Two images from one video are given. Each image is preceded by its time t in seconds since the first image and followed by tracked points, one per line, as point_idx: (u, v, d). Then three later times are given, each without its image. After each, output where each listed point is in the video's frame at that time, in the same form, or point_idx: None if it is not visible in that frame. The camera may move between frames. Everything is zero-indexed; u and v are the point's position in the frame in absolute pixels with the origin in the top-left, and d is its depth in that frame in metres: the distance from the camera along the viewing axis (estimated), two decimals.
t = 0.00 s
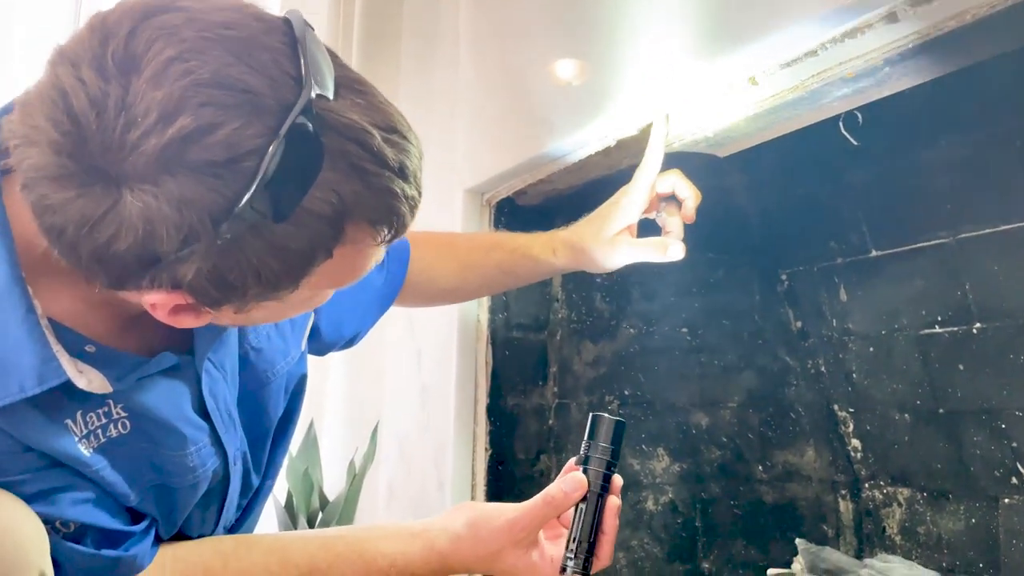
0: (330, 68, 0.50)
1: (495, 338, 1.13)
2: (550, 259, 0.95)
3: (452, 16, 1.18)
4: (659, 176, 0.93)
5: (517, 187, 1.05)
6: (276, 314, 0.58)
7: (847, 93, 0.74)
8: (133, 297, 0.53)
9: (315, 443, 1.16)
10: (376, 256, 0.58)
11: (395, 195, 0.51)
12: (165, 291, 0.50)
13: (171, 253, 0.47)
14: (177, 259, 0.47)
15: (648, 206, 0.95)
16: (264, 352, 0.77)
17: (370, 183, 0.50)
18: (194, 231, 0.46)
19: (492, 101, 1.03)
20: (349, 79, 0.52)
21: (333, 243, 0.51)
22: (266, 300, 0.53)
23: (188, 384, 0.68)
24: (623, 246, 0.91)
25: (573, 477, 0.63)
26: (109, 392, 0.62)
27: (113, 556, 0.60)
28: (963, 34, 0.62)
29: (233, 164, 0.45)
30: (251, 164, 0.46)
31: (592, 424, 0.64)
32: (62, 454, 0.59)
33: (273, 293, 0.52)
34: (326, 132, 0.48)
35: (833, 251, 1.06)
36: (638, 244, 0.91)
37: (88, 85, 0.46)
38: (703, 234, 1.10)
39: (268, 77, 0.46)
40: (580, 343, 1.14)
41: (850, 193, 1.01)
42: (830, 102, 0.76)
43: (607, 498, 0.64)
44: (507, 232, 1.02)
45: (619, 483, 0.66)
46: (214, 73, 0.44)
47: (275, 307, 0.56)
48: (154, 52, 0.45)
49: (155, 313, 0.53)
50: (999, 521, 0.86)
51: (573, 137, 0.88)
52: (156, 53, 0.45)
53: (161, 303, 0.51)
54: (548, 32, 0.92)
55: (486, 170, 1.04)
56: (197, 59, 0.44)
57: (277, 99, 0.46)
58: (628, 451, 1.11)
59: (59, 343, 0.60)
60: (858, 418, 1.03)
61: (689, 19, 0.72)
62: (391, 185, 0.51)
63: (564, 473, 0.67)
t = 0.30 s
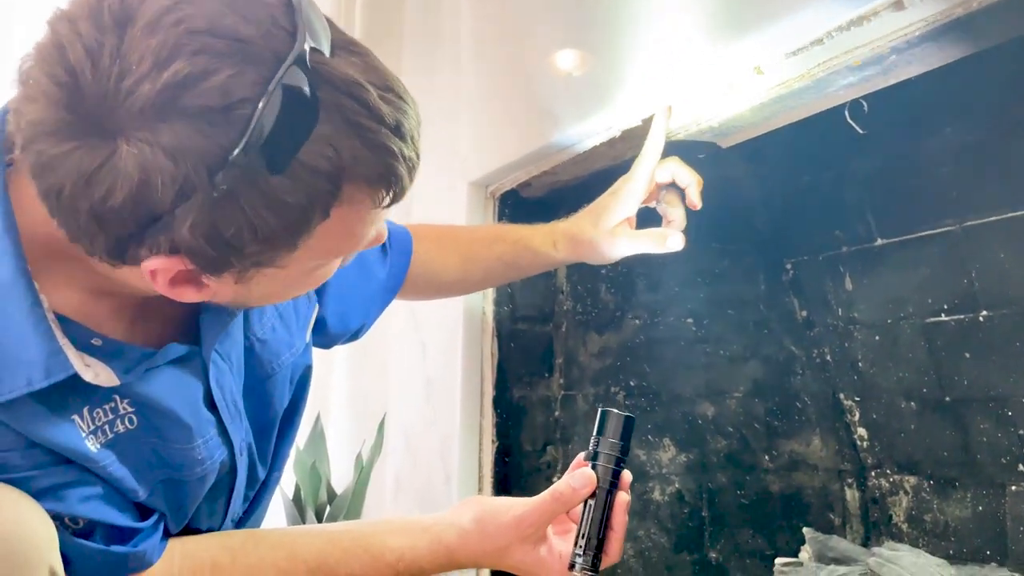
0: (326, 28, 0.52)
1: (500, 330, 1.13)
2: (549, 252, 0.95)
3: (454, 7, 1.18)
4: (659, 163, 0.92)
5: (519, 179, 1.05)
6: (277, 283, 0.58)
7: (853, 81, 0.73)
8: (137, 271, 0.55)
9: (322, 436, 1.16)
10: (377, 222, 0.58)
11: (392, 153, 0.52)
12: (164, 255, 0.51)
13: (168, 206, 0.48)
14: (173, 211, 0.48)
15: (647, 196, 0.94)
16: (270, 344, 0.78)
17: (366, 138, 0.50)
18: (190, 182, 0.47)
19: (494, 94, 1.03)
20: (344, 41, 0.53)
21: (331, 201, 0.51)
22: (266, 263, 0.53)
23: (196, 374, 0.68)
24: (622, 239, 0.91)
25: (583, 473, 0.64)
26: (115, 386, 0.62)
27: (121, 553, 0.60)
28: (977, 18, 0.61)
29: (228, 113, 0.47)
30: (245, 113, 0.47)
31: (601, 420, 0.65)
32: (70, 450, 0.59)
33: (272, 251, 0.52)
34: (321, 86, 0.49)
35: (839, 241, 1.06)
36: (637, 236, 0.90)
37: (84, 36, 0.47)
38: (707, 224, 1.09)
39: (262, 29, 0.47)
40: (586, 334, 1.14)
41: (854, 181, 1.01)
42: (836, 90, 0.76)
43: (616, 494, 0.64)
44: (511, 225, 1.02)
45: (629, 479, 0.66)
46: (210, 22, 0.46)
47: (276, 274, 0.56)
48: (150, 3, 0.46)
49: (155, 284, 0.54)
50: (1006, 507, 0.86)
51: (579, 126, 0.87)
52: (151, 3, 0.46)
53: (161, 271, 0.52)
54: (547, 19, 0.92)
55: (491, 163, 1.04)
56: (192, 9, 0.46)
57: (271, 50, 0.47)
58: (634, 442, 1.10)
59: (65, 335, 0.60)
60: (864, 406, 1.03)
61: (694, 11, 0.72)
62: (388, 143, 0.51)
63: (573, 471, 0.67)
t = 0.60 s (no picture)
0: None
1: (504, 321, 1.12)
2: (561, 241, 0.94)
3: None
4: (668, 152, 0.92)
5: (523, 169, 1.04)
6: (265, 241, 0.58)
7: (859, 67, 0.73)
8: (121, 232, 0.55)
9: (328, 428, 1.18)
10: (361, 172, 0.57)
11: (370, 80, 0.51)
12: (142, 199, 0.51)
13: (133, 129, 0.48)
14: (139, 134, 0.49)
15: (658, 185, 0.94)
16: (274, 336, 0.78)
17: (339, 61, 0.50)
18: (156, 102, 0.48)
19: (496, 82, 1.02)
20: None
21: (306, 129, 0.50)
22: (246, 204, 0.53)
23: (202, 368, 0.68)
24: (630, 228, 0.93)
25: (594, 470, 0.64)
26: (122, 379, 0.61)
27: (131, 546, 0.60)
28: None
29: (190, 27, 0.48)
30: (206, 27, 0.48)
31: (611, 416, 0.66)
32: (78, 446, 0.59)
33: (247, 182, 0.51)
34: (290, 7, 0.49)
35: (844, 229, 1.04)
36: (645, 225, 0.92)
37: None
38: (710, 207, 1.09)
39: None
40: (591, 323, 1.15)
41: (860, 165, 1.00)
42: (841, 76, 0.75)
43: (627, 491, 0.64)
44: (516, 215, 1.02)
45: (640, 475, 0.67)
46: None
47: (261, 226, 0.56)
48: None
49: (138, 239, 0.55)
50: (1013, 493, 0.86)
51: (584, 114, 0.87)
52: None
53: (141, 219, 0.52)
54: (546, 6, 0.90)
55: (494, 152, 1.03)
56: None
57: None
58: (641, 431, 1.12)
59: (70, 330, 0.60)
60: (870, 393, 1.02)
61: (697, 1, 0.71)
62: (360, 66, 0.51)
63: (584, 467, 0.68)
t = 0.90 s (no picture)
0: None
1: (512, 312, 1.12)
2: (567, 232, 0.94)
3: None
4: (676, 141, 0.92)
5: (528, 160, 1.04)
6: (281, 238, 0.58)
7: (868, 55, 0.73)
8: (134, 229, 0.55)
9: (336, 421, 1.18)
10: (375, 168, 0.58)
11: (385, 77, 0.52)
12: (159, 198, 0.51)
13: (156, 129, 0.48)
14: (161, 133, 0.49)
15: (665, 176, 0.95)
16: (281, 329, 0.78)
17: (357, 59, 0.50)
18: (180, 100, 0.48)
19: (502, 75, 1.02)
20: None
21: (325, 127, 0.51)
22: (264, 201, 0.53)
23: (212, 361, 0.69)
24: (640, 219, 0.93)
25: (607, 467, 0.65)
26: (134, 374, 0.62)
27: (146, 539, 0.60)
28: None
29: (214, 26, 0.48)
30: (230, 27, 0.48)
31: (623, 413, 0.67)
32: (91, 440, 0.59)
33: (269, 180, 0.52)
34: (308, 4, 0.50)
35: (850, 216, 1.04)
36: (654, 218, 0.93)
37: None
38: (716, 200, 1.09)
39: None
40: (598, 314, 1.15)
41: (863, 155, 1.00)
42: (850, 65, 0.75)
43: (639, 488, 0.65)
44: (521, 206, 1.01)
45: (652, 470, 0.68)
46: None
47: (277, 222, 0.56)
48: None
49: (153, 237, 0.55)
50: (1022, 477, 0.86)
51: (587, 106, 0.87)
52: None
53: (157, 217, 0.52)
54: None
55: (499, 143, 1.03)
56: None
57: None
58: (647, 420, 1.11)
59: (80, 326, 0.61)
60: (875, 380, 1.02)
61: None
62: (378, 64, 0.51)
63: (596, 465, 0.68)
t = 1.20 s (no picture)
0: None
1: (512, 306, 1.12)
2: (567, 227, 0.95)
3: None
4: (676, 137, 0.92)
5: (529, 155, 1.04)
6: (283, 250, 0.58)
7: (865, 50, 0.73)
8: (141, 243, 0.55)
9: (338, 416, 1.19)
10: (376, 182, 0.58)
11: (390, 97, 0.52)
12: (165, 215, 0.51)
13: (164, 152, 0.49)
14: (170, 157, 0.49)
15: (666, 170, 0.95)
16: (282, 328, 0.78)
17: (362, 81, 0.50)
18: (188, 124, 0.48)
19: (501, 73, 1.02)
20: None
21: (329, 148, 0.51)
22: (269, 218, 0.53)
23: (212, 361, 0.69)
24: (640, 215, 0.93)
25: (610, 471, 0.65)
26: (135, 376, 0.62)
27: (149, 538, 0.61)
28: None
29: (221, 52, 0.48)
30: (237, 53, 0.48)
31: (624, 417, 0.67)
32: (94, 441, 0.60)
33: (275, 201, 0.52)
34: (314, 26, 0.50)
35: (850, 209, 1.04)
36: (655, 214, 0.92)
37: None
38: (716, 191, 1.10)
39: None
40: (598, 308, 1.16)
41: (866, 148, 0.99)
42: (848, 60, 0.75)
43: (641, 491, 0.66)
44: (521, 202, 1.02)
45: (653, 475, 0.68)
46: None
47: (279, 236, 0.56)
48: None
49: (159, 251, 0.55)
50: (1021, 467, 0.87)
51: (583, 103, 0.88)
52: None
53: (162, 233, 0.53)
54: None
55: (499, 138, 1.03)
56: None
57: None
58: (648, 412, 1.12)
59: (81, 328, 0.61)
60: (875, 372, 1.01)
61: None
62: (383, 85, 0.51)
63: (599, 468, 0.69)
